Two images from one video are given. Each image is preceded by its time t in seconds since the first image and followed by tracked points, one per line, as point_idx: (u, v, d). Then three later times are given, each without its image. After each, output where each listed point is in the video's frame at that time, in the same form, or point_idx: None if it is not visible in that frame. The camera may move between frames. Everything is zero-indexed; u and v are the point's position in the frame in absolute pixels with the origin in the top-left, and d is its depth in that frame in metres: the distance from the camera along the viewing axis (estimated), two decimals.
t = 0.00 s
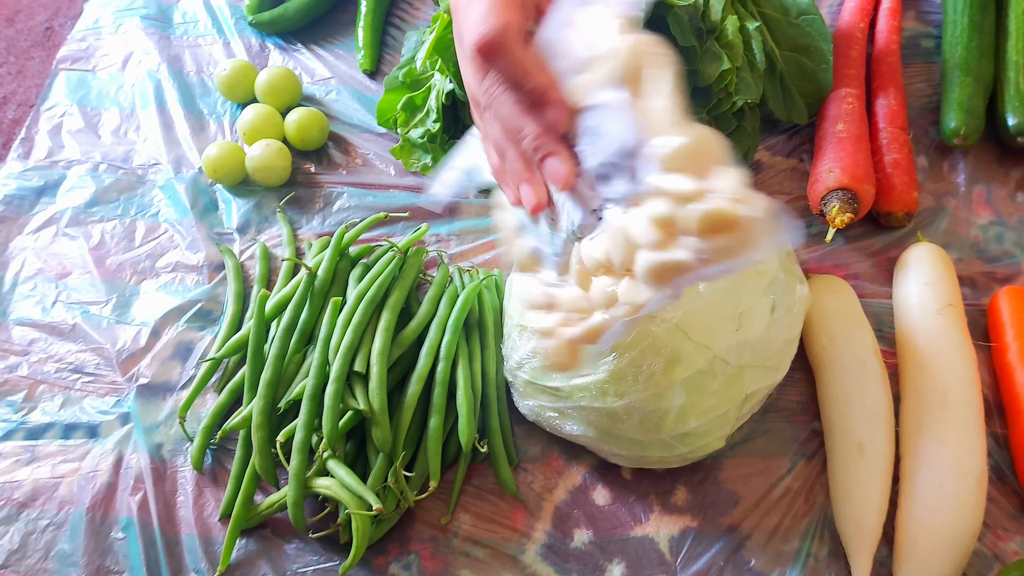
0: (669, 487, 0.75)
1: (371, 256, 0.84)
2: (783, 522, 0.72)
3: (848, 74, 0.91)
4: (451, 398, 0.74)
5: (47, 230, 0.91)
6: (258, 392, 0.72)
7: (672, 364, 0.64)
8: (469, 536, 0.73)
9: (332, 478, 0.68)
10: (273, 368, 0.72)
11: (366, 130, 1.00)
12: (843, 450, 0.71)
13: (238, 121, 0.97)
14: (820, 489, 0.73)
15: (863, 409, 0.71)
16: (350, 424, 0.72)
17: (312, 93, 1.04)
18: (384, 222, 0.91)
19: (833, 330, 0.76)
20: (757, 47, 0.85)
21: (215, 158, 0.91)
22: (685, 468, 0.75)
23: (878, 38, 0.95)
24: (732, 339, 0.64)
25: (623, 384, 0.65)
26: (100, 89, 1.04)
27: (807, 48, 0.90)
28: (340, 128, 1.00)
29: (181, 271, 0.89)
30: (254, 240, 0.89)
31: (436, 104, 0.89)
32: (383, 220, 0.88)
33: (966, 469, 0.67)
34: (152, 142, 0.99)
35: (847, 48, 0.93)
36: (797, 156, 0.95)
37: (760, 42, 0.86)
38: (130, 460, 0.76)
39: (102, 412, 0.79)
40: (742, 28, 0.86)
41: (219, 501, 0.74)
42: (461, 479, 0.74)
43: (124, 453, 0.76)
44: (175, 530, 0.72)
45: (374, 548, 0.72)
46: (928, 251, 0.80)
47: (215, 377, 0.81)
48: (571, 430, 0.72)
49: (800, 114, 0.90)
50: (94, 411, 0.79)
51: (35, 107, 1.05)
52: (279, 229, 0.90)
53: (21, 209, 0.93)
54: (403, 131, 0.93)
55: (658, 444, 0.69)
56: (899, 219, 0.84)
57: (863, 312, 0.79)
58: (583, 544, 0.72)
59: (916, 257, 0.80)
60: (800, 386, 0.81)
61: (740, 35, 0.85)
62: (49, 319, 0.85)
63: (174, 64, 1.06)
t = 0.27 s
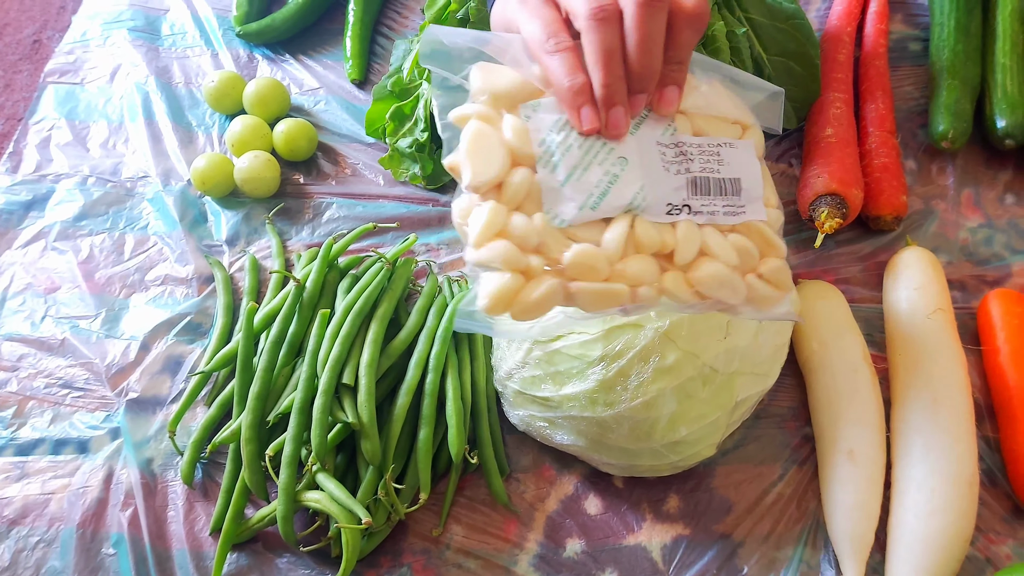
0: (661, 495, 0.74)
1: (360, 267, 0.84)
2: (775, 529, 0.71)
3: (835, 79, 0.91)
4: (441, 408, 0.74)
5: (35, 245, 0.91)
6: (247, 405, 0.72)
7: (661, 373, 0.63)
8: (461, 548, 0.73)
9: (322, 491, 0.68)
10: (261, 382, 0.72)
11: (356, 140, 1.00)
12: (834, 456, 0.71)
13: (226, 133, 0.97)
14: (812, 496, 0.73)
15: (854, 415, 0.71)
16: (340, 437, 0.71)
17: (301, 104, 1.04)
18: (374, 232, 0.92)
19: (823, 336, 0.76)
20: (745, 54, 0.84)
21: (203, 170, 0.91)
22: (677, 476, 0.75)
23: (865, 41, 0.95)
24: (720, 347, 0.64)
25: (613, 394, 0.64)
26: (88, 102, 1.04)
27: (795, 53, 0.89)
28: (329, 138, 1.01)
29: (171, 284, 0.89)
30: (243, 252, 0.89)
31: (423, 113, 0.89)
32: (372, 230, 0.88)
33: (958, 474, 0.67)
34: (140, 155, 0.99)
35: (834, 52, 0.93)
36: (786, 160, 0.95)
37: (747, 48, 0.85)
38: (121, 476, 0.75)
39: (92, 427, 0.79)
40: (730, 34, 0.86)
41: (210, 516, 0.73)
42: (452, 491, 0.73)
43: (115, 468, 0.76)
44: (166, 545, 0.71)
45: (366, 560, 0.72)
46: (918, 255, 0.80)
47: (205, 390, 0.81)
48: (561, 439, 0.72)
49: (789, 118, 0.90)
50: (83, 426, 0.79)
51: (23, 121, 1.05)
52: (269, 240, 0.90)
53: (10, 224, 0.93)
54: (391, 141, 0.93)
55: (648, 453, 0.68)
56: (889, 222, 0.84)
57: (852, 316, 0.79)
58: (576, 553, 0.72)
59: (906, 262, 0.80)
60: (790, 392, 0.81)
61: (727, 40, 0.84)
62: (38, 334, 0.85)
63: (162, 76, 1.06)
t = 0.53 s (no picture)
0: (661, 498, 0.74)
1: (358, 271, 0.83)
2: (776, 531, 0.71)
3: (834, 79, 0.90)
4: (440, 412, 0.74)
5: (33, 250, 0.91)
6: (245, 410, 0.71)
7: (661, 376, 0.63)
8: (461, 552, 0.72)
9: (321, 497, 0.68)
10: (260, 387, 0.71)
11: (353, 143, 1.00)
12: (835, 458, 0.70)
13: (224, 137, 0.97)
14: (814, 498, 0.73)
15: (855, 416, 0.71)
16: (338, 442, 0.71)
17: (299, 107, 1.04)
18: (372, 235, 0.91)
19: (823, 337, 0.76)
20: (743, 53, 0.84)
21: (200, 175, 0.91)
22: (677, 479, 0.75)
23: (864, 41, 0.94)
24: (720, 349, 0.64)
25: (612, 397, 0.64)
26: (86, 106, 1.04)
27: (792, 54, 0.89)
28: (327, 142, 1.00)
29: (169, 288, 0.89)
30: (241, 256, 0.89)
31: (421, 117, 0.89)
32: (370, 234, 0.88)
33: (960, 476, 0.66)
34: (138, 159, 0.99)
35: (833, 52, 0.92)
36: (785, 161, 0.94)
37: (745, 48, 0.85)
38: (119, 481, 0.75)
39: (91, 433, 0.78)
40: (728, 34, 0.85)
41: (209, 521, 0.73)
42: (452, 495, 0.73)
43: (113, 474, 0.75)
44: (165, 551, 0.71)
45: (366, 565, 0.71)
46: (918, 255, 0.80)
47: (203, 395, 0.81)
48: (561, 443, 0.72)
49: (788, 119, 0.90)
50: (82, 432, 0.78)
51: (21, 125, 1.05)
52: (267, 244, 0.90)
53: (8, 230, 0.92)
54: (388, 144, 0.92)
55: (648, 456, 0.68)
56: (888, 223, 0.84)
57: (852, 317, 0.79)
58: (576, 557, 0.71)
59: (906, 262, 0.79)
60: (791, 394, 0.80)
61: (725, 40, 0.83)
62: (36, 339, 0.84)
63: (159, 80, 1.06)
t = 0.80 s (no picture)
0: (663, 498, 0.74)
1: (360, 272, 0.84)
2: (777, 531, 0.71)
3: (834, 80, 0.91)
4: (442, 413, 0.74)
5: (36, 251, 0.91)
6: (248, 411, 0.72)
7: (663, 376, 0.63)
8: (463, 553, 0.73)
9: (323, 497, 0.68)
10: (262, 387, 0.72)
11: (355, 144, 1.01)
12: (836, 458, 0.70)
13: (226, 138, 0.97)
14: (815, 498, 0.73)
15: (856, 417, 0.71)
16: (341, 442, 0.71)
17: (301, 109, 1.04)
18: (374, 236, 0.92)
19: (824, 338, 0.76)
20: (744, 54, 0.85)
21: (203, 176, 0.91)
22: (678, 479, 0.75)
23: (864, 42, 0.95)
24: (721, 349, 0.64)
25: (614, 397, 0.64)
26: (88, 108, 1.04)
27: (793, 55, 0.89)
28: (329, 143, 1.01)
29: (171, 290, 0.89)
30: (244, 257, 0.89)
31: (423, 118, 0.89)
32: (372, 235, 0.89)
33: (959, 476, 0.66)
34: (140, 161, 0.99)
35: (833, 53, 0.93)
36: (785, 162, 0.95)
37: (746, 49, 0.86)
38: (122, 482, 0.75)
39: (93, 434, 0.79)
40: (729, 36, 0.87)
41: (212, 521, 0.73)
42: (454, 495, 0.73)
43: (116, 475, 0.76)
44: (168, 552, 0.71)
45: (368, 566, 0.72)
46: (918, 256, 0.80)
47: (206, 396, 0.81)
48: (562, 443, 0.72)
49: (788, 119, 0.91)
50: (85, 433, 0.79)
51: (23, 127, 1.06)
52: (269, 246, 0.91)
53: (10, 231, 0.93)
54: (390, 145, 0.93)
55: (650, 456, 0.68)
56: (889, 223, 0.84)
57: (853, 318, 0.79)
58: (578, 557, 0.71)
59: (906, 263, 0.80)
60: (792, 394, 0.80)
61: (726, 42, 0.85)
62: (39, 341, 0.85)
63: (161, 83, 1.06)
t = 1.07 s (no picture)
0: (664, 498, 0.74)
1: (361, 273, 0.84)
2: (779, 531, 0.71)
3: (834, 81, 0.91)
4: (444, 414, 0.74)
5: (38, 253, 0.91)
6: (250, 412, 0.72)
7: (664, 376, 0.64)
8: (465, 553, 0.73)
9: (326, 497, 0.68)
10: (264, 389, 0.72)
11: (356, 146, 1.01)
12: (837, 458, 0.70)
13: (227, 140, 0.98)
14: (816, 498, 0.73)
15: (856, 417, 0.71)
16: (343, 443, 0.71)
17: (301, 111, 1.05)
18: (376, 238, 0.92)
19: (824, 338, 0.76)
20: (744, 56, 0.85)
21: (205, 178, 0.92)
22: (679, 479, 0.75)
23: (864, 43, 0.95)
24: (722, 349, 0.64)
25: (615, 397, 0.64)
26: (90, 111, 1.05)
27: (792, 56, 0.90)
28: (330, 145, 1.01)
29: (173, 291, 0.89)
30: (245, 259, 0.89)
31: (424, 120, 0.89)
32: (374, 236, 0.89)
33: (960, 476, 0.67)
34: (141, 163, 1.00)
35: (832, 54, 0.93)
36: (785, 163, 0.95)
37: (746, 51, 0.86)
38: (124, 483, 0.75)
39: (96, 435, 0.79)
40: (728, 37, 0.87)
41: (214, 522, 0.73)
42: (456, 496, 0.73)
43: (119, 476, 0.76)
44: (170, 553, 0.71)
45: (370, 566, 0.72)
46: (918, 257, 0.80)
47: (207, 398, 0.81)
48: (564, 443, 0.72)
49: (787, 120, 0.91)
50: (87, 434, 0.79)
51: (25, 130, 1.06)
52: (270, 247, 0.91)
53: (12, 234, 0.93)
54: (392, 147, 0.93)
55: (652, 457, 0.68)
56: (889, 224, 0.84)
57: (853, 318, 0.79)
58: (579, 558, 0.72)
59: (905, 263, 0.80)
60: (793, 395, 0.81)
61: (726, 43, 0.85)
62: (42, 342, 0.85)
63: (163, 85, 1.07)
